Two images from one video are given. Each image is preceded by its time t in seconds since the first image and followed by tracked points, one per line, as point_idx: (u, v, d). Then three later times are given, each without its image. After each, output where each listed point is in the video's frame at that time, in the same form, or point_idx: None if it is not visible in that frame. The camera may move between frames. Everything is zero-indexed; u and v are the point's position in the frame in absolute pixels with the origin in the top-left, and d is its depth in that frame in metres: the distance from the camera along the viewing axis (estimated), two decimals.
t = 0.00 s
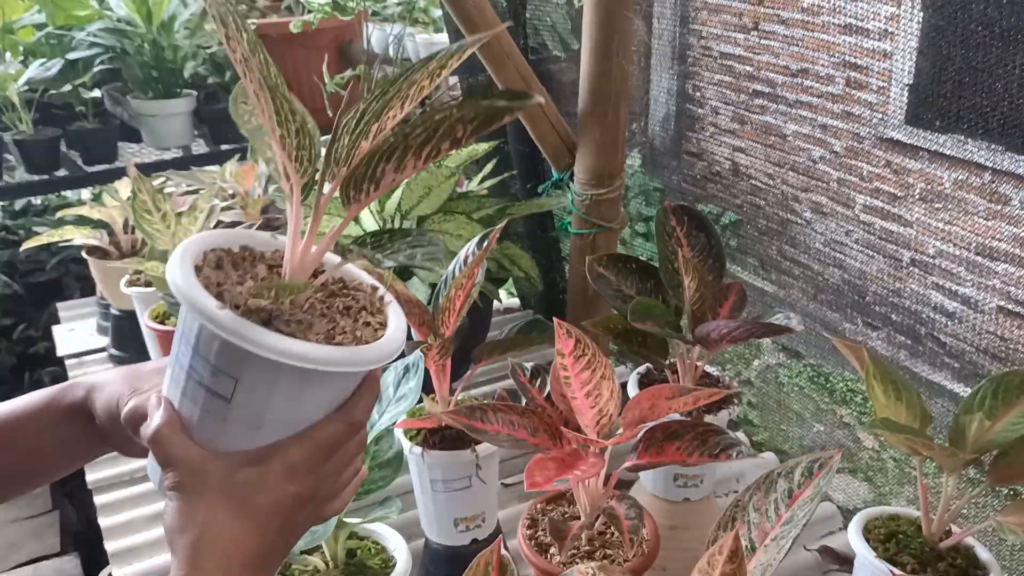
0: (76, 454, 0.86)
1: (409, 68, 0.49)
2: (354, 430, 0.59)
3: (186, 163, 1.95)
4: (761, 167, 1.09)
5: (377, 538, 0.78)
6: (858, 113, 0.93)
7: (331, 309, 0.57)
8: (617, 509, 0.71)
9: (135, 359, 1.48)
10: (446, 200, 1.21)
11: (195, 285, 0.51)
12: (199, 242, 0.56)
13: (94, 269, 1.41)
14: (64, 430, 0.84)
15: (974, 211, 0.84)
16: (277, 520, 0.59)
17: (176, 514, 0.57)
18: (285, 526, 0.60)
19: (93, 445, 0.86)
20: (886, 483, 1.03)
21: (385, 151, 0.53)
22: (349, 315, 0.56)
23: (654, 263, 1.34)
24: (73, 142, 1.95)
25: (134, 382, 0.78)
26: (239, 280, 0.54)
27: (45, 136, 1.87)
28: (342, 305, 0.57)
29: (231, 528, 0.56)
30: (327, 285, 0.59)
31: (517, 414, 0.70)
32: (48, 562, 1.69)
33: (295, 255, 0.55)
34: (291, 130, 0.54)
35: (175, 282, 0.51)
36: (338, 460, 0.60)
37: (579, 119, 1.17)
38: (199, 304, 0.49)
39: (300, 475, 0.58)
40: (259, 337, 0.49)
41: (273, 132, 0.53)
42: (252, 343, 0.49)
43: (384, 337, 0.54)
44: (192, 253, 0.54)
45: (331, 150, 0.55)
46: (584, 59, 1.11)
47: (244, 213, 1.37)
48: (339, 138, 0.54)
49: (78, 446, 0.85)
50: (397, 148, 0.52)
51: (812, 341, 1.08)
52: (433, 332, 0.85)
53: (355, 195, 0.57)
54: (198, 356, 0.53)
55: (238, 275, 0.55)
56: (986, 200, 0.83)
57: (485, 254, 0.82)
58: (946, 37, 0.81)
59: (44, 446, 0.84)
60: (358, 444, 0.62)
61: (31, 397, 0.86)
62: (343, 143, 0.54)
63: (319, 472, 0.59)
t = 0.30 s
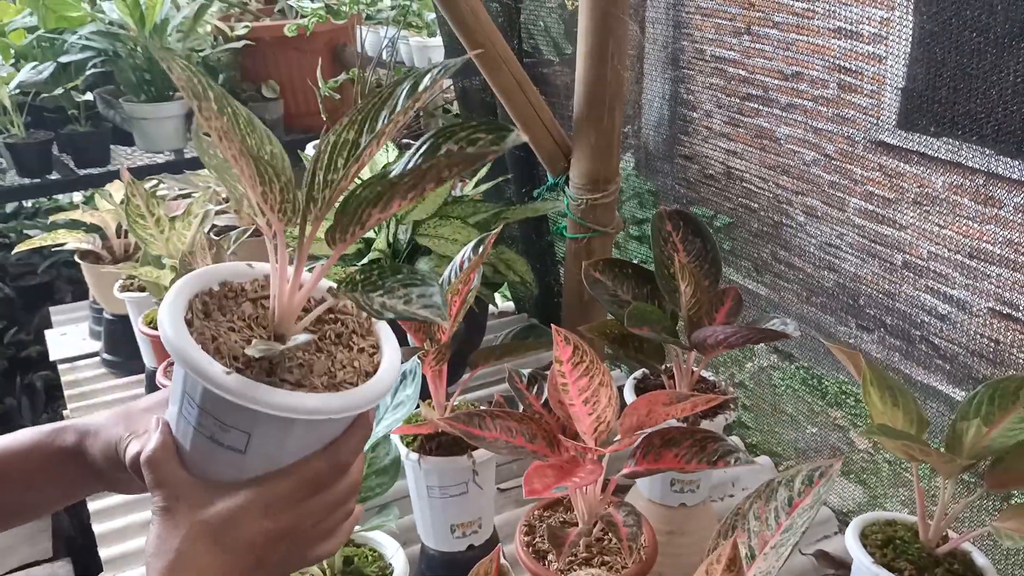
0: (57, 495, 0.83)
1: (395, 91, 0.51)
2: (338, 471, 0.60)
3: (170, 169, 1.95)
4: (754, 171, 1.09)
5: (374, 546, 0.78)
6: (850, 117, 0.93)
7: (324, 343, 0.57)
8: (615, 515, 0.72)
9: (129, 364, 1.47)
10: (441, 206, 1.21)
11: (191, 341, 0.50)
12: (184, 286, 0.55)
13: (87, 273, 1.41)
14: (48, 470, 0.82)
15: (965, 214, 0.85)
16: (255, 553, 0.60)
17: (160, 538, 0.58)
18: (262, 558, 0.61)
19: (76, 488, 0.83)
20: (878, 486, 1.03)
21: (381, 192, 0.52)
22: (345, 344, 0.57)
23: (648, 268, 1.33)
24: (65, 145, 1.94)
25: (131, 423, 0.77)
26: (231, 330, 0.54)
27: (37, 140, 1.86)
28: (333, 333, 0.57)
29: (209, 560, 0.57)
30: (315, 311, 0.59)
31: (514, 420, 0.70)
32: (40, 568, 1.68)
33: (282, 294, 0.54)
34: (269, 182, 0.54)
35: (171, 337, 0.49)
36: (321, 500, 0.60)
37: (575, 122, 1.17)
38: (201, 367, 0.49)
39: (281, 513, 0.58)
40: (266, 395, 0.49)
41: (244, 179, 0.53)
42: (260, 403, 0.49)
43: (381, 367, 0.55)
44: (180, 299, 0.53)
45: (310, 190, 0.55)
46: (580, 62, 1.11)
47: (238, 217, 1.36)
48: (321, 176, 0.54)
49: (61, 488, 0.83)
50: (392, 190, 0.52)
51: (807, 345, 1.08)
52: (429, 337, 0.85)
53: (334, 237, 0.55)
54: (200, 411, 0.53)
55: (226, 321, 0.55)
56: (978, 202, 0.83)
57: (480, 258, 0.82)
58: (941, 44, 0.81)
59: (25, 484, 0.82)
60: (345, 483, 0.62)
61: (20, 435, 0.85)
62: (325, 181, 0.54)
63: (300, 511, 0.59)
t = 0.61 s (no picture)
0: (59, 502, 0.83)
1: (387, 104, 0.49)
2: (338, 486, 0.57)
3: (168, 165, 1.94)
4: (750, 171, 1.09)
5: (377, 544, 0.79)
6: (846, 117, 0.94)
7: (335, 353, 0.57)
8: (618, 514, 0.72)
9: (126, 363, 1.47)
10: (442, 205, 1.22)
11: (203, 361, 0.49)
12: (189, 306, 0.54)
13: (84, 271, 1.40)
14: (51, 479, 0.82)
15: (962, 213, 0.85)
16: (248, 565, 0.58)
17: (158, 540, 0.57)
18: (254, 571, 0.59)
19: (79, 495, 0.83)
20: (874, 485, 1.03)
21: (389, 207, 0.52)
22: (355, 349, 0.57)
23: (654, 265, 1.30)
24: (62, 144, 1.93)
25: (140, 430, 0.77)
26: (242, 346, 0.53)
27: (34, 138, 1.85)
28: (340, 338, 0.58)
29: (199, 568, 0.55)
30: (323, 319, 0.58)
31: (517, 419, 0.71)
32: (36, 567, 1.67)
33: (291, 308, 0.54)
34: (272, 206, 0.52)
35: (183, 357, 0.49)
36: (319, 515, 0.58)
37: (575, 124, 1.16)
38: (225, 398, 0.48)
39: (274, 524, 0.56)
40: (282, 415, 0.49)
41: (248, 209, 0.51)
42: (295, 430, 0.49)
43: (392, 373, 0.55)
44: (190, 315, 0.52)
45: (314, 205, 0.54)
46: (580, 65, 1.11)
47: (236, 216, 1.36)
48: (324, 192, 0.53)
49: (64, 495, 0.83)
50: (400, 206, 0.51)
51: (803, 345, 1.08)
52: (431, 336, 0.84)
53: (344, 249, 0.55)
54: (216, 431, 0.52)
55: (236, 336, 0.54)
56: (975, 202, 0.83)
57: (482, 257, 0.82)
58: (944, 45, 0.81)
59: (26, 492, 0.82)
60: (349, 499, 0.60)
61: (24, 441, 0.85)
62: (329, 197, 0.53)
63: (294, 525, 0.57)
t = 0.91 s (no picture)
0: (64, 495, 0.83)
1: (404, 108, 0.47)
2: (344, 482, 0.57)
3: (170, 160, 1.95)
4: (752, 168, 1.09)
5: (383, 536, 0.81)
6: (849, 115, 0.94)
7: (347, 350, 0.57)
8: (624, 507, 0.72)
9: (129, 356, 1.47)
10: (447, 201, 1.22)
11: (215, 359, 0.49)
12: (201, 301, 0.53)
13: (88, 265, 1.40)
14: (58, 470, 0.82)
15: (963, 212, 0.85)
16: (253, 557, 0.58)
17: (168, 527, 0.58)
18: (262, 564, 0.59)
19: (85, 487, 0.84)
20: (874, 482, 1.03)
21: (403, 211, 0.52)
22: (366, 345, 0.58)
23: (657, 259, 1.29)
24: (64, 137, 1.93)
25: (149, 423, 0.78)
26: (255, 343, 0.53)
27: (37, 132, 1.85)
28: (351, 333, 0.58)
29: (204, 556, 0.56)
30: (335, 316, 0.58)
31: (525, 413, 0.71)
32: (38, 560, 1.67)
33: (303, 305, 0.54)
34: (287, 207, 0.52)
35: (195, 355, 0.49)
36: (327, 510, 0.58)
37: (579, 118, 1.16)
38: (239, 397, 0.48)
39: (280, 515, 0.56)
40: (295, 413, 0.49)
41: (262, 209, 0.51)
42: (308, 428, 0.49)
43: (404, 367, 0.56)
44: (202, 311, 0.52)
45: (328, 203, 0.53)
46: (586, 61, 1.11)
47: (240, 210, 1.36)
48: (338, 189, 0.52)
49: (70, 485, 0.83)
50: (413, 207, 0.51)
51: (805, 342, 1.08)
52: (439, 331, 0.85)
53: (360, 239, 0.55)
54: (229, 428, 0.52)
55: (249, 333, 0.54)
56: (977, 200, 0.83)
57: (489, 251, 0.82)
58: (951, 42, 0.81)
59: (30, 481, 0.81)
60: (356, 496, 0.60)
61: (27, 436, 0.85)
62: (343, 197, 0.52)
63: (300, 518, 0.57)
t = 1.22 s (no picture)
0: (63, 484, 0.83)
1: (389, 99, 0.48)
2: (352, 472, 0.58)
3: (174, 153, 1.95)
4: (756, 164, 1.09)
5: (388, 528, 0.83)
6: (855, 112, 0.93)
7: (347, 339, 0.56)
8: (630, 501, 0.73)
9: (134, 348, 1.47)
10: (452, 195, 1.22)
11: (216, 363, 0.49)
12: (195, 301, 0.52)
13: (92, 257, 1.40)
14: (65, 459, 0.82)
15: (968, 210, 0.85)
16: (262, 548, 0.57)
17: (176, 519, 0.57)
18: (271, 554, 0.58)
19: (83, 478, 0.84)
20: (877, 478, 1.03)
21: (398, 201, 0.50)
22: (365, 330, 0.57)
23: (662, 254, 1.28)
24: (69, 130, 1.93)
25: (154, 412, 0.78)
26: (254, 341, 0.52)
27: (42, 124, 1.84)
28: (349, 320, 0.57)
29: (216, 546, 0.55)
30: (333, 303, 0.57)
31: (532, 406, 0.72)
32: (43, 551, 1.68)
33: (299, 300, 0.53)
34: (276, 213, 0.50)
35: (198, 363, 0.48)
36: (335, 499, 0.58)
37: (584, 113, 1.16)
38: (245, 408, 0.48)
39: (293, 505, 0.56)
40: (303, 416, 0.49)
41: (249, 217, 0.49)
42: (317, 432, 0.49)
43: (407, 354, 0.56)
44: (199, 312, 0.51)
45: (314, 198, 0.52)
46: (591, 56, 1.10)
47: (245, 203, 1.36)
48: (325, 186, 0.51)
49: (70, 475, 0.83)
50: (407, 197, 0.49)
51: (807, 339, 1.08)
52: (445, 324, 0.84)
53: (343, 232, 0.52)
54: (238, 428, 0.52)
55: (247, 330, 0.53)
56: (982, 198, 0.83)
57: (496, 245, 0.82)
58: (961, 37, 0.81)
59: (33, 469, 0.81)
60: (362, 488, 0.61)
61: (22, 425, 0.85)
62: (330, 193, 0.51)
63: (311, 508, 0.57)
